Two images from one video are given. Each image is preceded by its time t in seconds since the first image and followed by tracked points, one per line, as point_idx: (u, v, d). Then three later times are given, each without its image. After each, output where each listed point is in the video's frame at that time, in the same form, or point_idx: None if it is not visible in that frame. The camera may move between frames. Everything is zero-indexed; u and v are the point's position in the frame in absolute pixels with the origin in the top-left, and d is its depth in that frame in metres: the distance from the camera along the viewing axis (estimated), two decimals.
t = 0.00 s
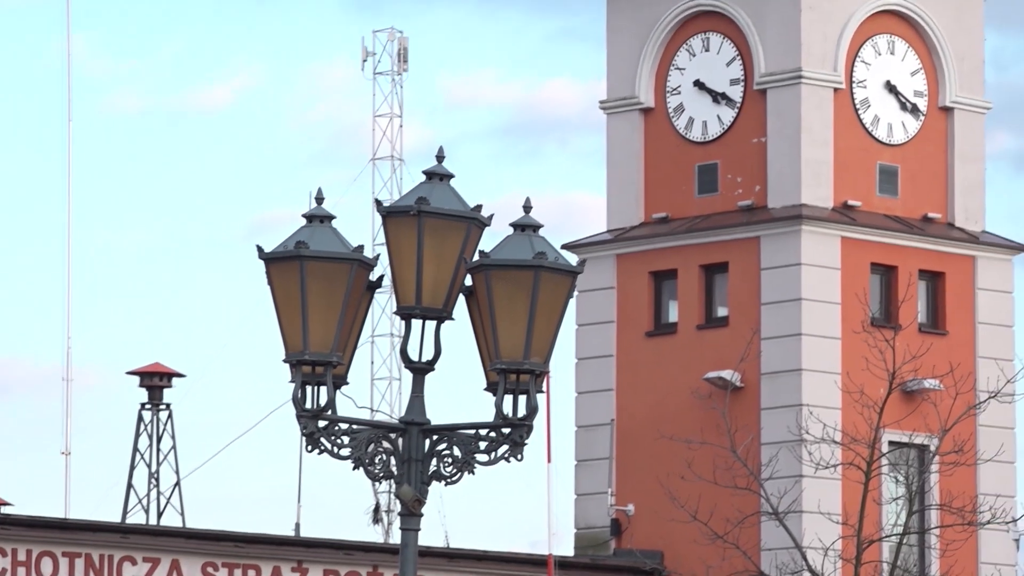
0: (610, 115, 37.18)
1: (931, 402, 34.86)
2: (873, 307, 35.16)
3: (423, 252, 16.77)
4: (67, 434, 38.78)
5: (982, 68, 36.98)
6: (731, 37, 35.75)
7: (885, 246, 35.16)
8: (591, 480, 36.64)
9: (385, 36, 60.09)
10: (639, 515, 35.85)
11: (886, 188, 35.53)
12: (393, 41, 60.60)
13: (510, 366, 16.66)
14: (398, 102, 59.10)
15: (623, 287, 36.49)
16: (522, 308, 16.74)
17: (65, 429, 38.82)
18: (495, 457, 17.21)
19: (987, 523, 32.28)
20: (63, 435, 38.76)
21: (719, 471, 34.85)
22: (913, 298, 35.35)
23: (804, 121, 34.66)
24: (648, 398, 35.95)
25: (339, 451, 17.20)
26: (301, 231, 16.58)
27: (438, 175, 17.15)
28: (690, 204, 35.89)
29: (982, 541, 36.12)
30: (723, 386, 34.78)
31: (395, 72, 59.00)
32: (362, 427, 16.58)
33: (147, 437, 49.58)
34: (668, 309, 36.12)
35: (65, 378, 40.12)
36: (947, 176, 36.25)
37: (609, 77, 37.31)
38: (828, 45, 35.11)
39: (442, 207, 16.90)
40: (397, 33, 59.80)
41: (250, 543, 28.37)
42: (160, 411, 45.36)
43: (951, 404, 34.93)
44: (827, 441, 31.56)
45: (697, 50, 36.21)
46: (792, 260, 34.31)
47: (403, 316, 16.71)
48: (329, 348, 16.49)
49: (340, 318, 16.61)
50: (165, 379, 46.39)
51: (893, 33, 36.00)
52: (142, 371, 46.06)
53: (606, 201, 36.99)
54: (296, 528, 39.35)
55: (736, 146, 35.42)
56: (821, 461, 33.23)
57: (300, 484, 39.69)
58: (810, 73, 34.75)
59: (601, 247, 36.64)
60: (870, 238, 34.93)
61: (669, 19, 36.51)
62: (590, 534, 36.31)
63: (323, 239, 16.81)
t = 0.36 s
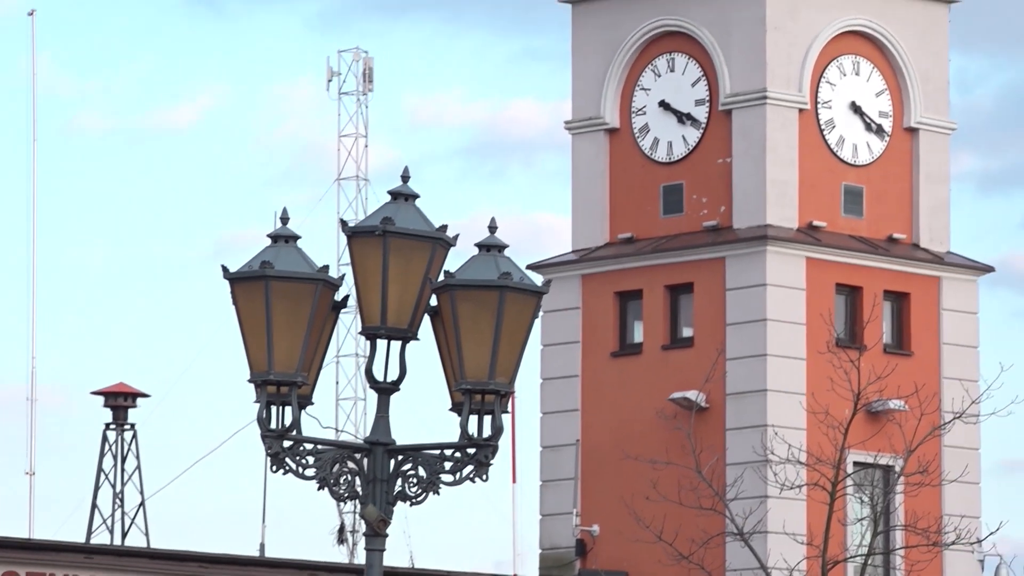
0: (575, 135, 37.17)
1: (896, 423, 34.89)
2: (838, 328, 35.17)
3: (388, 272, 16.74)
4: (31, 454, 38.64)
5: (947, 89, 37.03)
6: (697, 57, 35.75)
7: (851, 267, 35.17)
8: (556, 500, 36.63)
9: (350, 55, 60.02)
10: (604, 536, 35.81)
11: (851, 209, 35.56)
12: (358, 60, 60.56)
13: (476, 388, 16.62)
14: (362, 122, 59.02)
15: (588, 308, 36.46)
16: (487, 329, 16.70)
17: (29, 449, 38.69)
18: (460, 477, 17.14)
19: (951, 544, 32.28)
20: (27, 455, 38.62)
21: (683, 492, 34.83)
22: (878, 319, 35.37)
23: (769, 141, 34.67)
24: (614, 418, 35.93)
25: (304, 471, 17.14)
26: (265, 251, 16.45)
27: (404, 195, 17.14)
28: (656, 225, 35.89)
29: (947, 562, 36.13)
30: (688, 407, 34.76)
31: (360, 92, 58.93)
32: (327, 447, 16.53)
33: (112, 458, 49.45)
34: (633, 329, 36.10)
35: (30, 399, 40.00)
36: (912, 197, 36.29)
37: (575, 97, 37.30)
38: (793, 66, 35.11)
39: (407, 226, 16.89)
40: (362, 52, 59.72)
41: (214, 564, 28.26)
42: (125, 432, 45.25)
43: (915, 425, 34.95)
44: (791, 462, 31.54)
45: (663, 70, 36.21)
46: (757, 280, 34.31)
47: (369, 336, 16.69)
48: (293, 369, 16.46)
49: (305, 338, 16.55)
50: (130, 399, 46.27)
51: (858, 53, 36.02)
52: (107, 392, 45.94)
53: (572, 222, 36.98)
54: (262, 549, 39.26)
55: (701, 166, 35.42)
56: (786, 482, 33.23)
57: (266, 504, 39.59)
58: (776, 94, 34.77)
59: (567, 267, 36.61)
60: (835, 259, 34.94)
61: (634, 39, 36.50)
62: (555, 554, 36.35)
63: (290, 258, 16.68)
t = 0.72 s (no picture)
0: (544, 160, 37.16)
1: (864, 448, 34.90)
2: (806, 353, 35.17)
3: (356, 298, 17.21)
4: None
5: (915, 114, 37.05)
6: (665, 81, 35.75)
7: (818, 292, 35.17)
8: (524, 525, 36.60)
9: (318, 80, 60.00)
10: (572, 560, 35.78)
11: (819, 234, 35.58)
12: (326, 85, 60.58)
13: (444, 412, 16.98)
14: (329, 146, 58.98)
15: (556, 332, 36.44)
16: (454, 355, 17.08)
17: None
18: (427, 501, 17.10)
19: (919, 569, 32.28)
20: None
21: (651, 516, 34.80)
22: (846, 344, 35.37)
23: (737, 165, 34.69)
24: (582, 443, 35.90)
25: (271, 495, 17.07)
26: (233, 275, 16.91)
27: (372, 219, 17.57)
28: (623, 250, 35.87)
29: None
30: (655, 432, 34.73)
31: (327, 116, 58.91)
32: (294, 471, 16.48)
33: (79, 482, 49.30)
34: (601, 354, 36.07)
35: None
36: (880, 222, 36.33)
37: (543, 121, 37.27)
38: (761, 90, 35.16)
39: (375, 250, 17.37)
40: (330, 77, 59.69)
41: None
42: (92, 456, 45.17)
43: (883, 450, 34.96)
44: (759, 486, 31.51)
45: (631, 94, 36.19)
46: (725, 305, 34.29)
47: (337, 359, 17.20)
48: (261, 395, 16.91)
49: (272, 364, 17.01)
50: (97, 424, 46.16)
51: (826, 78, 36.07)
52: (75, 416, 45.82)
53: (540, 247, 36.97)
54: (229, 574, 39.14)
55: (669, 191, 35.41)
56: (753, 506, 33.22)
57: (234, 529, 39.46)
58: (744, 119, 34.79)
59: (535, 292, 36.59)
60: (803, 283, 34.95)
61: (602, 64, 36.47)
62: None
63: (257, 282, 17.11)
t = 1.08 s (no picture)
0: (511, 191, 37.15)
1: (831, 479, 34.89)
2: (772, 384, 35.17)
3: (322, 330, 17.55)
4: None
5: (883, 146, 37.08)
6: (631, 112, 35.77)
7: (785, 323, 35.18)
8: (491, 557, 36.54)
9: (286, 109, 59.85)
10: None
11: (786, 266, 35.61)
12: (296, 115, 60.51)
13: (410, 443, 17.43)
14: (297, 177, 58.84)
15: (523, 363, 36.41)
16: (421, 387, 17.49)
17: None
18: (394, 532, 17.05)
19: None
20: None
21: (618, 547, 34.76)
22: (812, 375, 35.38)
23: (704, 197, 34.70)
24: (548, 474, 35.86)
25: (238, 526, 17.02)
26: (200, 307, 17.30)
27: (338, 249, 17.90)
28: (590, 280, 35.86)
29: None
30: (622, 463, 34.70)
31: (295, 146, 58.81)
32: (261, 502, 16.47)
33: (45, 513, 49.11)
34: (567, 385, 36.04)
35: None
36: (847, 254, 36.37)
37: (510, 153, 37.27)
38: (728, 122, 35.18)
39: (342, 282, 17.69)
40: (297, 107, 59.57)
41: None
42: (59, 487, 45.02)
43: (850, 481, 34.97)
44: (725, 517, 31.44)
45: (598, 125, 36.20)
46: (691, 336, 34.28)
47: (304, 390, 17.53)
48: (229, 425, 17.35)
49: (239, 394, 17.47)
50: (64, 454, 46.01)
51: (793, 109, 36.11)
52: (41, 447, 45.66)
53: (507, 278, 36.95)
54: None
55: (635, 222, 35.41)
56: (719, 538, 33.19)
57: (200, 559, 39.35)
58: (711, 150, 34.82)
59: (502, 323, 36.56)
60: (769, 314, 34.96)
61: (568, 95, 36.48)
62: None
63: (223, 312, 17.57)
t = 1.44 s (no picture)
0: (484, 220, 37.14)
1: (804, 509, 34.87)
2: (746, 414, 35.16)
3: (296, 359, 18.25)
4: None
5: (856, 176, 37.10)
6: (605, 142, 35.78)
7: (759, 352, 35.18)
8: None
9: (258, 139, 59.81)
10: None
11: (760, 295, 35.62)
12: (268, 144, 60.49)
13: (383, 473, 17.88)
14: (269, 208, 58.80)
15: (497, 393, 36.37)
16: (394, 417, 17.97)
17: None
18: (367, 561, 17.01)
19: None
20: None
21: None
22: (786, 405, 35.37)
23: (678, 226, 34.70)
24: (522, 503, 35.82)
25: (211, 556, 16.97)
26: (173, 336, 17.90)
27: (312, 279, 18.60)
28: (564, 310, 35.86)
29: None
30: (596, 493, 34.66)
31: (268, 175, 58.79)
32: (233, 531, 16.45)
33: (16, 542, 48.95)
34: (541, 415, 36.00)
35: None
36: (821, 283, 36.40)
37: (483, 182, 37.27)
38: (701, 151, 35.19)
39: (315, 310, 18.39)
40: (269, 137, 59.53)
41: None
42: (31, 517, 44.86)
43: (823, 511, 34.96)
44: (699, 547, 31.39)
45: (572, 155, 36.21)
46: (666, 366, 34.26)
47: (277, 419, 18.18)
48: (201, 454, 17.94)
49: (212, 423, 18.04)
50: (36, 484, 45.89)
51: (767, 139, 36.15)
52: (13, 476, 45.52)
53: (481, 308, 36.94)
54: None
55: (609, 252, 35.40)
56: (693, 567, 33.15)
57: None
58: (684, 181, 34.81)
59: (475, 352, 36.53)
60: (743, 344, 34.96)
61: (542, 124, 36.49)
62: None
63: (197, 341, 18.21)
